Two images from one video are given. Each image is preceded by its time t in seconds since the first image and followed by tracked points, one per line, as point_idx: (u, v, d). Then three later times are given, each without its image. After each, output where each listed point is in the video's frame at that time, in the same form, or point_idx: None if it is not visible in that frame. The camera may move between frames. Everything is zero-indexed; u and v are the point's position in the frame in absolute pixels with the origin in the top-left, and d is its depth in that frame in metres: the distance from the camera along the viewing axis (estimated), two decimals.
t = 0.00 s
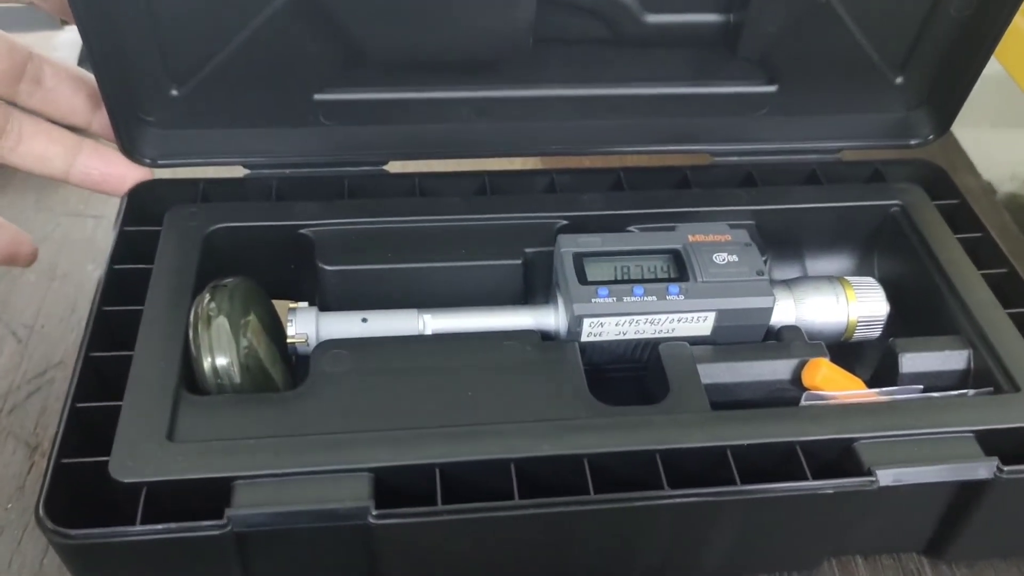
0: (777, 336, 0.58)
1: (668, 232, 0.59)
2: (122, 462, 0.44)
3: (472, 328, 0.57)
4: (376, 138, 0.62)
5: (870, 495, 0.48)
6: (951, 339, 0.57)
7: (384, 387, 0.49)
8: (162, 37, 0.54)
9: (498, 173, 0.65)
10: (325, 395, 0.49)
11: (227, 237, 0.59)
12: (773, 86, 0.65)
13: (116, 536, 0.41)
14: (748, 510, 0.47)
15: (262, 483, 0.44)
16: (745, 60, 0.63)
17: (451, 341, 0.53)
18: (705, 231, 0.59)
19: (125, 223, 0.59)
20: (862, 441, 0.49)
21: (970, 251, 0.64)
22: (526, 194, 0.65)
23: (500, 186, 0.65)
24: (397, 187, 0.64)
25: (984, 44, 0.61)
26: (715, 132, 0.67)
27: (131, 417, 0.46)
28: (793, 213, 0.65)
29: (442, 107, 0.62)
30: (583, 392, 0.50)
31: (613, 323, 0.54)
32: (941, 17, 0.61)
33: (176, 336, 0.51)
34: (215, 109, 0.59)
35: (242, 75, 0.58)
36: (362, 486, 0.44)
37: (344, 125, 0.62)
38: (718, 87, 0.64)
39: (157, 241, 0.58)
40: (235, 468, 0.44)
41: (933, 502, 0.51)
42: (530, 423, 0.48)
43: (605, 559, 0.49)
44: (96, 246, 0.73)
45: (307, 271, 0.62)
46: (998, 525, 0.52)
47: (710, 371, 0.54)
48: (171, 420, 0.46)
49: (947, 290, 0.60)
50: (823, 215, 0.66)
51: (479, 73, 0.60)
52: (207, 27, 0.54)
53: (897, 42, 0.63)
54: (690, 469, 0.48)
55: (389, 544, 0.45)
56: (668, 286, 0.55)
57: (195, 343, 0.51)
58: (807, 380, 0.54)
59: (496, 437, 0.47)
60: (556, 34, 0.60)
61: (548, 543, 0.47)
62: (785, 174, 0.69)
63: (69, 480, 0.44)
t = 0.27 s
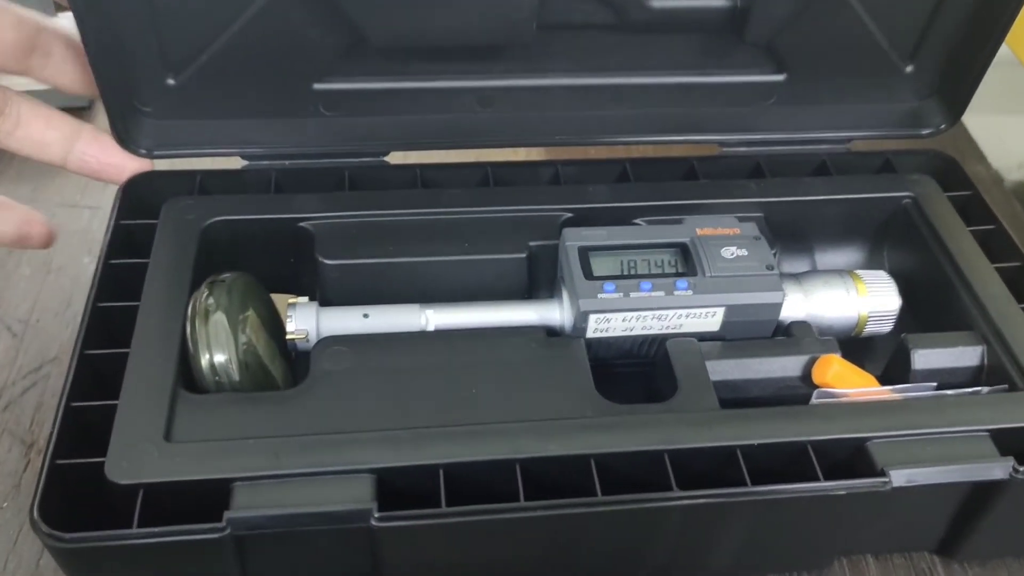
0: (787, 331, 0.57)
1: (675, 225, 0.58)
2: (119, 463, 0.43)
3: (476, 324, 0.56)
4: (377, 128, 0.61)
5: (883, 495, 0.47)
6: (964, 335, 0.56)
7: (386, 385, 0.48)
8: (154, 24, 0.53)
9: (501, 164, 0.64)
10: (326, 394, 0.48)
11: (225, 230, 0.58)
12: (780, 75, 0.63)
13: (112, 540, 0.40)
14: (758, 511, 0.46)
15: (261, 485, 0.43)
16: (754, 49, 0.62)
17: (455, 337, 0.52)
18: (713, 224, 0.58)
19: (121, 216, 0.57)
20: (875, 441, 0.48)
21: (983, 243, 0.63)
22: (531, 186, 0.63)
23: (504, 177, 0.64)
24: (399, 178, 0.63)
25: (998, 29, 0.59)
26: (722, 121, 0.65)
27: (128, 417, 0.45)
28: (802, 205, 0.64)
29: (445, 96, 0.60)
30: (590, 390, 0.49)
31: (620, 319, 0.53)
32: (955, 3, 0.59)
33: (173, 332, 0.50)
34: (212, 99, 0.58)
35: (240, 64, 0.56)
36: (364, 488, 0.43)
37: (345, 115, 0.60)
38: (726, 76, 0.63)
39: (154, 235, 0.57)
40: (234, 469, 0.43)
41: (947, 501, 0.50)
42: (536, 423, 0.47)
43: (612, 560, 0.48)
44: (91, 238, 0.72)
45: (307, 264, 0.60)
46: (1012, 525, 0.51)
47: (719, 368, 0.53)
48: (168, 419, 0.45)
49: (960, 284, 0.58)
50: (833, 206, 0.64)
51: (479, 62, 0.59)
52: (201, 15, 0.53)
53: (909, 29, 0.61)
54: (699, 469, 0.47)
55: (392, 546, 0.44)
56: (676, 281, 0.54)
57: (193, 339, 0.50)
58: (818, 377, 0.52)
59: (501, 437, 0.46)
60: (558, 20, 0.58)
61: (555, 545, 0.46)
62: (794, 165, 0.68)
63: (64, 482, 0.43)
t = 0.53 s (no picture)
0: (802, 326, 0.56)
1: (688, 217, 0.57)
2: (119, 464, 0.42)
3: (483, 318, 0.54)
4: (381, 117, 0.60)
5: (902, 495, 0.46)
6: (983, 329, 0.54)
7: (393, 383, 0.47)
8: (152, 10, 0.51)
9: (509, 154, 0.62)
10: (332, 392, 0.46)
11: (227, 222, 0.57)
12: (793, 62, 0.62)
13: (114, 543, 0.39)
14: (775, 512, 0.45)
15: (266, 486, 0.42)
16: (767, 35, 0.61)
17: (463, 332, 0.51)
18: (727, 216, 0.57)
19: (120, 208, 0.56)
20: (894, 440, 0.47)
21: (1002, 235, 0.62)
22: (539, 176, 0.62)
23: (511, 167, 0.62)
24: (405, 168, 0.62)
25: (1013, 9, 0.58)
26: (735, 110, 0.64)
27: (128, 416, 0.44)
28: (816, 195, 0.62)
29: (451, 84, 0.59)
30: (601, 387, 0.48)
31: (632, 313, 0.51)
32: None
33: (174, 327, 0.49)
34: (213, 88, 0.56)
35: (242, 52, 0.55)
36: (371, 489, 0.42)
37: (348, 104, 0.59)
38: (737, 64, 0.62)
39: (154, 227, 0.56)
40: (238, 469, 0.42)
41: (967, 501, 0.48)
42: (547, 421, 0.45)
43: (625, 561, 0.47)
44: (90, 229, 0.71)
45: (311, 257, 0.59)
46: None
47: (734, 364, 0.51)
48: (170, 418, 0.44)
49: (979, 278, 0.57)
50: (849, 197, 0.63)
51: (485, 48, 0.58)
52: None
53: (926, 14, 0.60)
54: (714, 468, 0.46)
55: (400, 548, 0.43)
56: (689, 274, 0.53)
57: (195, 334, 0.48)
58: (835, 373, 0.51)
59: (511, 436, 0.44)
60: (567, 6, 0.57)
61: (566, 547, 0.45)
62: (808, 155, 0.67)
63: (64, 483, 0.42)
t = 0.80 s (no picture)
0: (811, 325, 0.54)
1: (694, 213, 0.55)
2: (111, 470, 0.41)
3: (485, 317, 0.53)
4: (380, 110, 0.58)
5: (914, 500, 0.45)
6: (995, 328, 0.53)
7: (393, 384, 0.46)
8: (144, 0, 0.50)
9: (509, 148, 0.61)
10: (330, 394, 0.45)
11: (223, 218, 0.55)
12: (797, 53, 0.61)
13: (106, 552, 0.38)
14: (784, 517, 0.44)
15: (263, 492, 0.41)
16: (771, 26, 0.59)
17: (464, 331, 0.50)
18: (733, 211, 0.55)
19: (113, 204, 0.55)
20: (905, 443, 0.46)
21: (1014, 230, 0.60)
22: (541, 170, 0.61)
23: (512, 161, 0.61)
24: (403, 162, 0.60)
25: None
26: (742, 102, 0.62)
27: (120, 420, 0.43)
28: (825, 190, 0.61)
29: (451, 77, 0.58)
30: (606, 389, 0.47)
31: (637, 312, 0.50)
32: None
33: (168, 327, 0.48)
34: (208, 81, 0.55)
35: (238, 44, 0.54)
36: (371, 495, 0.41)
37: (346, 97, 0.57)
38: (742, 55, 0.61)
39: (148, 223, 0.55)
40: (234, 475, 0.41)
41: (979, 504, 0.47)
42: (550, 424, 0.44)
43: (630, 567, 0.46)
44: (83, 224, 0.70)
45: (308, 253, 0.58)
46: None
47: (741, 364, 0.50)
48: (163, 422, 0.43)
49: (991, 275, 0.56)
50: (858, 191, 0.61)
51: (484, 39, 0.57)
52: None
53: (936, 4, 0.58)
54: (722, 472, 0.45)
55: (401, 555, 0.42)
56: (695, 272, 0.51)
57: (190, 333, 0.47)
58: (844, 373, 0.50)
59: (514, 440, 0.43)
60: None
61: (571, 553, 0.44)
62: (816, 149, 0.65)
63: (55, 489, 0.41)
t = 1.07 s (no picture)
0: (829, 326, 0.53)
1: (709, 212, 0.54)
2: (118, 478, 0.40)
3: (497, 318, 0.52)
4: (388, 106, 0.57)
5: (937, 508, 0.44)
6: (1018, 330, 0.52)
7: (404, 389, 0.45)
8: None
9: (520, 144, 0.60)
10: (340, 399, 0.44)
11: (228, 217, 0.54)
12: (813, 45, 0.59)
13: (112, 564, 0.37)
14: (804, 526, 0.43)
15: (273, 501, 0.40)
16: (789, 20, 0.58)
17: (476, 334, 0.49)
18: (750, 210, 0.54)
19: (117, 203, 0.54)
20: (928, 449, 0.45)
21: None
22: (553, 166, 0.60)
23: (523, 158, 0.60)
24: (412, 159, 0.59)
25: None
26: (757, 97, 0.61)
27: (126, 427, 0.42)
28: (842, 187, 0.60)
29: (461, 72, 0.57)
30: (622, 394, 0.46)
31: (653, 314, 0.49)
32: None
33: (174, 330, 0.47)
34: (212, 77, 0.54)
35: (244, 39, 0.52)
36: (383, 505, 0.40)
37: (353, 92, 0.56)
38: (758, 49, 0.59)
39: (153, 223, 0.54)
40: (243, 484, 0.40)
41: (1002, 511, 0.47)
42: (565, 431, 0.43)
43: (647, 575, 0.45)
44: (87, 222, 0.69)
45: (316, 253, 0.57)
46: None
47: (759, 368, 0.49)
48: (170, 428, 0.42)
49: (1013, 276, 0.55)
50: (876, 188, 0.60)
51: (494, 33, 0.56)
52: None
53: None
54: (740, 479, 0.44)
55: (414, 566, 0.41)
56: (712, 273, 0.50)
57: (196, 336, 0.46)
58: (864, 377, 0.49)
59: (528, 447, 0.42)
60: None
61: (587, 562, 0.43)
62: (832, 144, 0.64)
63: (60, 498, 0.40)
